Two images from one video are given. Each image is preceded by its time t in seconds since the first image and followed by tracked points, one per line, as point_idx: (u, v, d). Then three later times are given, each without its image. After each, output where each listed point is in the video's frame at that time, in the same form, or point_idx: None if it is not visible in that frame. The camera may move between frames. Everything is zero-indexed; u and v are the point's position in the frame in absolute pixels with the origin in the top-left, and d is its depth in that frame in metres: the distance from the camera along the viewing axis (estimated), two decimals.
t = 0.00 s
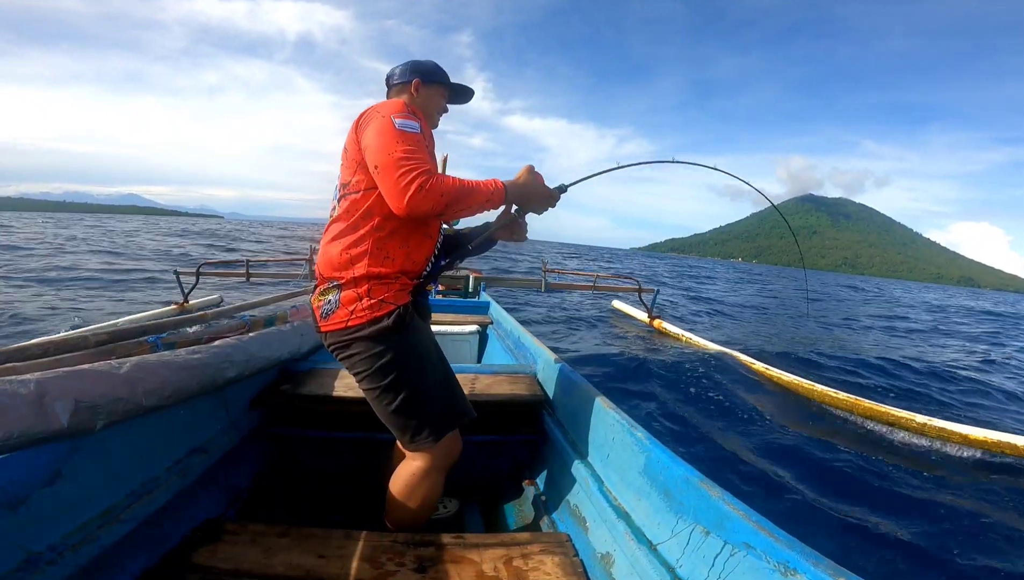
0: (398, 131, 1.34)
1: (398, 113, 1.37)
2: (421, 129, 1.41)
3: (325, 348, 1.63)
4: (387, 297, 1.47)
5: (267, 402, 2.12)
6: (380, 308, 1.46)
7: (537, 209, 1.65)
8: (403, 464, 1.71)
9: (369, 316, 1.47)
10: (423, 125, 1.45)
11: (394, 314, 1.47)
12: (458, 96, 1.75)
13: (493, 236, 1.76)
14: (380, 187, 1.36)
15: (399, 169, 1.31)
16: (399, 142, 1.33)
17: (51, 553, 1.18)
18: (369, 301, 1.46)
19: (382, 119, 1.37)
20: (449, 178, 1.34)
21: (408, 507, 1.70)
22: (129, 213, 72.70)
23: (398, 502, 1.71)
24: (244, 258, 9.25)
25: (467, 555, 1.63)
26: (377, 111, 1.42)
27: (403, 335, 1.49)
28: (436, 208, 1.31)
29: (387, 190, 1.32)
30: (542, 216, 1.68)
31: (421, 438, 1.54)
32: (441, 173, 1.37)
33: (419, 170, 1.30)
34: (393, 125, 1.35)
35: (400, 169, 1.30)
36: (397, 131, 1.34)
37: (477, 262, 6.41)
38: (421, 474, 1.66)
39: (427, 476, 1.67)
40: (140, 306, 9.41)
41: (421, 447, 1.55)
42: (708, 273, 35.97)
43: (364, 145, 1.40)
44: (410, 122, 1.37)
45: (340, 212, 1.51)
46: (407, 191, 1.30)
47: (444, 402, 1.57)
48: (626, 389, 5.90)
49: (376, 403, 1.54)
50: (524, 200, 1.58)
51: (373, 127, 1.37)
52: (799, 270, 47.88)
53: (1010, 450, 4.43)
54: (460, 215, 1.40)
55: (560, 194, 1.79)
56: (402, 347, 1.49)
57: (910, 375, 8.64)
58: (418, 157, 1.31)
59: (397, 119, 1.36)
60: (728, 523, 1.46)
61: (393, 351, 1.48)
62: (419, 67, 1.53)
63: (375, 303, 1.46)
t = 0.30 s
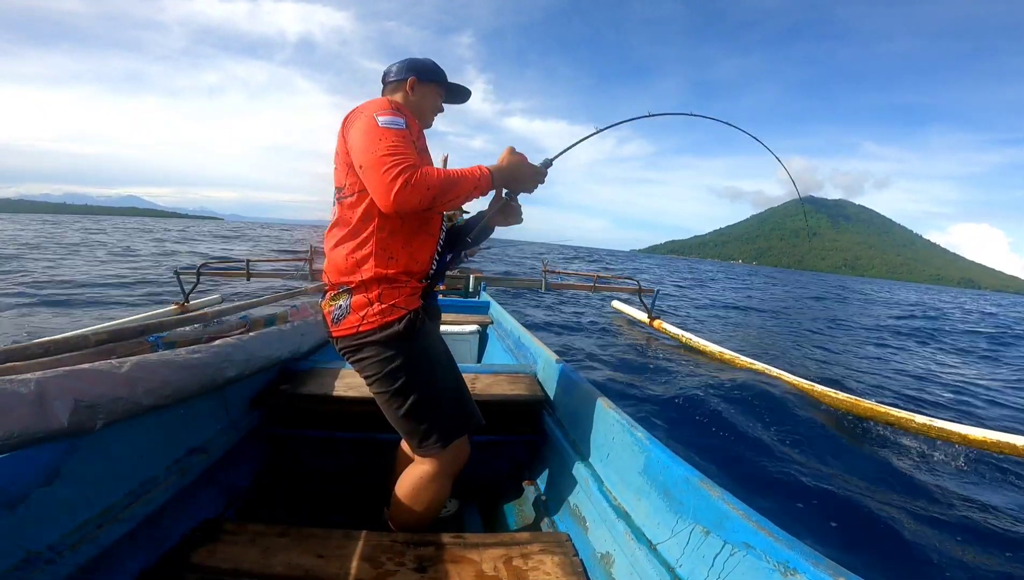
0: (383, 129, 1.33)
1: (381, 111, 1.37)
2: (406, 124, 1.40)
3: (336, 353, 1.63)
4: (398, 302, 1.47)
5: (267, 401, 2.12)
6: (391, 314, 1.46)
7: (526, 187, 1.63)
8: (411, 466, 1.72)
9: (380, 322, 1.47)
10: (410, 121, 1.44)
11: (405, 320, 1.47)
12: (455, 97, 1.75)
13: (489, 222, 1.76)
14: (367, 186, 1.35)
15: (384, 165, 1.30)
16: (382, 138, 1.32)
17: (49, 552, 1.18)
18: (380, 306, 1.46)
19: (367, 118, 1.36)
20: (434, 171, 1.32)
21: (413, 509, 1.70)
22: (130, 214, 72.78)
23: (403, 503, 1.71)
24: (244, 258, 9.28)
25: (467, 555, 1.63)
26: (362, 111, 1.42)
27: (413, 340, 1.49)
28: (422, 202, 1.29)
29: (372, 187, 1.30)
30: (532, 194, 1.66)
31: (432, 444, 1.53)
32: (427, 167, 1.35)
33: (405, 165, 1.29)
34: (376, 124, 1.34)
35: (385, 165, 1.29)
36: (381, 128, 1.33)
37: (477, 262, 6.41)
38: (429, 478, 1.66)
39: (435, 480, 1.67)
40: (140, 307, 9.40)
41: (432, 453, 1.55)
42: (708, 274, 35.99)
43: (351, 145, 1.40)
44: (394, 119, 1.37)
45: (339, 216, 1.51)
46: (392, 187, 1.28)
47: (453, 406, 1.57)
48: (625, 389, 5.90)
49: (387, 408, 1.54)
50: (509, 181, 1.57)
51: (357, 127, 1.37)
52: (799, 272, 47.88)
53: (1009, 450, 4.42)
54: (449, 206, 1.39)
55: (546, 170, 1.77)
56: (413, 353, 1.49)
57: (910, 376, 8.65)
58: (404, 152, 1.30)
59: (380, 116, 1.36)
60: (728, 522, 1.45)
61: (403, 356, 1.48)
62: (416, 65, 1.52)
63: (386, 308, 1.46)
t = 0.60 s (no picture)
0: (389, 141, 1.34)
1: (393, 122, 1.38)
2: (417, 138, 1.41)
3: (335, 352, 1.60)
4: (407, 304, 1.50)
5: (267, 400, 2.14)
6: (402, 315, 1.49)
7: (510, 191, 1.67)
8: (412, 464, 1.74)
9: (389, 323, 1.48)
10: (424, 138, 1.44)
11: (416, 322, 1.50)
12: (482, 108, 1.77)
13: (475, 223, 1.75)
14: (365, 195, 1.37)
15: (381, 178, 1.31)
16: (389, 151, 1.33)
17: (50, 552, 1.20)
18: (391, 307, 1.48)
19: (378, 127, 1.38)
20: (428, 191, 1.34)
21: (414, 506, 1.72)
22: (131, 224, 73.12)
23: (405, 500, 1.73)
24: (245, 260, 9.34)
25: (467, 554, 1.65)
26: (378, 118, 1.44)
27: (423, 343, 1.52)
28: (409, 222, 1.30)
29: (366, 197, 1.32)
30: (520, 195, 1.72)
31: (441, 444, 1.57)
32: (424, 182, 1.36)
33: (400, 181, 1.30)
34: (386, 135, 1.35)
35: (384, 180, 1.30)
36: (388, 140, 1.35)
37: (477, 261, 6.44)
38: (432, 474, 1.69)
39: (437, 477, 1.69)
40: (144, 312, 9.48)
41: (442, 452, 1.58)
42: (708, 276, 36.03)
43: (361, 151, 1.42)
44: (405, 132, 1.38)
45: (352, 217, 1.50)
46: (385, 202, 1.30)
47: (459, 409, 1.61)
48: (625, 389, 5.93)
49: (395, 408, 1.55)
50: (494, 183, 1.59)
51: (368, 135, 1.38)
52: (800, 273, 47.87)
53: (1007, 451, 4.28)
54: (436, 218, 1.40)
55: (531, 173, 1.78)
56: (423, 355, 1.52)
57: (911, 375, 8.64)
58: (404, 169, 1.31)
59: (392, 127, 1.37)
60: (727, 522, 1.46)
61: (414, 357, 1.51)
62: (451, 73, 1.55)
63: (397, 309, 1.48)
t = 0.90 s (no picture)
0: (419, 159, 1.37)
1: (423, 137, 1.41)
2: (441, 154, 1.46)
3: (298, 341, 1.65)
4: (368, 297, 1.54)
5: (266, 398, 2.17)
6: (361, 307, 1.53)
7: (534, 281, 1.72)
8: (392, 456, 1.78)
9: (349, 314, 1.52)
10: (443, 151, 1.49)
11: (374, 315, 1.55)
12: (480, 109, 1.81)
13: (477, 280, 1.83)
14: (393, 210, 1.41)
15: (416, 201, 1.36)
16: (419, 169, 1.37)
17: (48, 550, 1.23)
18: (350, 299, 1.52)
19: (405, 139, 1.39)
20: (458, 221, 1.43)
21: (401, 499, 1.77)
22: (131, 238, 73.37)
23: (393, 496, 1.78)
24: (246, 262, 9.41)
25: (467, 554, 1.68)
26: (399, 125, 1.44)
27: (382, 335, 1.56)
28: (444, 250, 1.40)
29: (399, 218, 1.37)
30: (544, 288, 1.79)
31: (402, 437, 1.61)
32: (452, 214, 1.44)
33: (434, 210, 1.38)
34: (416, 149, 1.38)
35: (417, 204, 1.36)
36: (418, 156, 1.38)
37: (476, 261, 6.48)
38: (410, 467, 1.72)
39: (414, 469, 1.73)
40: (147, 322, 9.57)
41: (405, 445, 1.63)
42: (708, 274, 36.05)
43: (382, 158, 1.43)
44: (432, 148, 1.42)
45: (344, 213, 1.54)
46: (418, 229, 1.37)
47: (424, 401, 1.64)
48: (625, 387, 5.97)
49: (356, 399, 1.59)
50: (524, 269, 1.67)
51: (394, 142, 1.39)
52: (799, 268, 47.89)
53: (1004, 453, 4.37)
54: (460, 261, 1.49)
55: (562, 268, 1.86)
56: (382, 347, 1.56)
57: (911, 366, 8.64)
58: (437, 195, 1.38)
59: (421, 142, 1.40)
60: (725, 522, 1.48)
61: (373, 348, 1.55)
62: (448, 79, 1.59)
63: (356, 301, 1.53)
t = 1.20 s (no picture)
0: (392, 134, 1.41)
1: (395, 115, 1.45)
2: (417, 130, 1.49)
3: (304, 333, 1.70)
4: (368, 287, 1.57)
5: (264, 397, 2.22)
6: (361, 298, 1.56)
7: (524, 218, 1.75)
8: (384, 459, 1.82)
9: (349, 305, 1.56)
10: (421, 128, 1.52)
11: (374, 305, 1.57)
12: (465, 97, 1.85)
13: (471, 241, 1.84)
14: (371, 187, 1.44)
15: (390, 172, 1.39)
16: (391, 145, 1.41)
17: (45, 547, 1.27)
18: (350, 290, 1.56)
19: (378, 120, 1.44)
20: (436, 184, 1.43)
21: (394, 503, 1.81)
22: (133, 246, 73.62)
23: (387, 499, 1.82)
24: (247, 263, 9.48)
25: (466, 554, 1.72)
26: (374, 109, 1.49)
27: (382, 329, 1.59)
28: (423, 213, 1.39)
29: (376, 191, 1.40)
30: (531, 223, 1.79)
31: (400, 427, 1.63)
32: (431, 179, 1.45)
33: (409, 176, 1.39)
34: (387, 127, 1.42)
35: (390, 173, 1.38)
36: (391, 132, 1.41)
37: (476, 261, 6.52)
38: (401, 468, 1.77)
39: (406, 469, 1.77)
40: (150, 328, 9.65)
41: (400, 437, 1.64)
42: (709, 271, 36.05)
43: (360, 143, 1.47)
44: (405, 123, 1.45)
45: (332, 203, 1.60)
46: (395, 196, 1.38)
47: (421, 397, 1.67)
48: (625, 387, 6.00)
49: (356, 392, 1.63)
50: (508, 209, 1.67)
51: (368, 125, 1.45)
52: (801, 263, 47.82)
53: (1003, 452, 4.44)
54: (445, 221, 1.49)
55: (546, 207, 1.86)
56: (381, 341, 1.59)
57: (913, 359, 8.63)
58: (410, 162, 1.39)
59: (393, 119, 1.44)
60: (722, 523, 1.50)
61: (372, 343, 1.58)
62: (426, 65, 1.63)
63: (356, 292, 1.56)
